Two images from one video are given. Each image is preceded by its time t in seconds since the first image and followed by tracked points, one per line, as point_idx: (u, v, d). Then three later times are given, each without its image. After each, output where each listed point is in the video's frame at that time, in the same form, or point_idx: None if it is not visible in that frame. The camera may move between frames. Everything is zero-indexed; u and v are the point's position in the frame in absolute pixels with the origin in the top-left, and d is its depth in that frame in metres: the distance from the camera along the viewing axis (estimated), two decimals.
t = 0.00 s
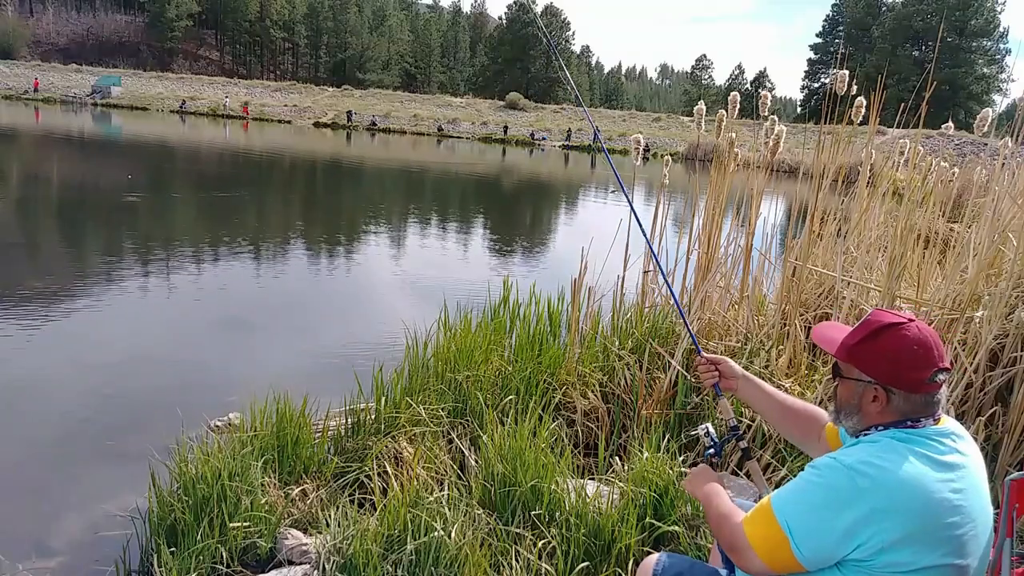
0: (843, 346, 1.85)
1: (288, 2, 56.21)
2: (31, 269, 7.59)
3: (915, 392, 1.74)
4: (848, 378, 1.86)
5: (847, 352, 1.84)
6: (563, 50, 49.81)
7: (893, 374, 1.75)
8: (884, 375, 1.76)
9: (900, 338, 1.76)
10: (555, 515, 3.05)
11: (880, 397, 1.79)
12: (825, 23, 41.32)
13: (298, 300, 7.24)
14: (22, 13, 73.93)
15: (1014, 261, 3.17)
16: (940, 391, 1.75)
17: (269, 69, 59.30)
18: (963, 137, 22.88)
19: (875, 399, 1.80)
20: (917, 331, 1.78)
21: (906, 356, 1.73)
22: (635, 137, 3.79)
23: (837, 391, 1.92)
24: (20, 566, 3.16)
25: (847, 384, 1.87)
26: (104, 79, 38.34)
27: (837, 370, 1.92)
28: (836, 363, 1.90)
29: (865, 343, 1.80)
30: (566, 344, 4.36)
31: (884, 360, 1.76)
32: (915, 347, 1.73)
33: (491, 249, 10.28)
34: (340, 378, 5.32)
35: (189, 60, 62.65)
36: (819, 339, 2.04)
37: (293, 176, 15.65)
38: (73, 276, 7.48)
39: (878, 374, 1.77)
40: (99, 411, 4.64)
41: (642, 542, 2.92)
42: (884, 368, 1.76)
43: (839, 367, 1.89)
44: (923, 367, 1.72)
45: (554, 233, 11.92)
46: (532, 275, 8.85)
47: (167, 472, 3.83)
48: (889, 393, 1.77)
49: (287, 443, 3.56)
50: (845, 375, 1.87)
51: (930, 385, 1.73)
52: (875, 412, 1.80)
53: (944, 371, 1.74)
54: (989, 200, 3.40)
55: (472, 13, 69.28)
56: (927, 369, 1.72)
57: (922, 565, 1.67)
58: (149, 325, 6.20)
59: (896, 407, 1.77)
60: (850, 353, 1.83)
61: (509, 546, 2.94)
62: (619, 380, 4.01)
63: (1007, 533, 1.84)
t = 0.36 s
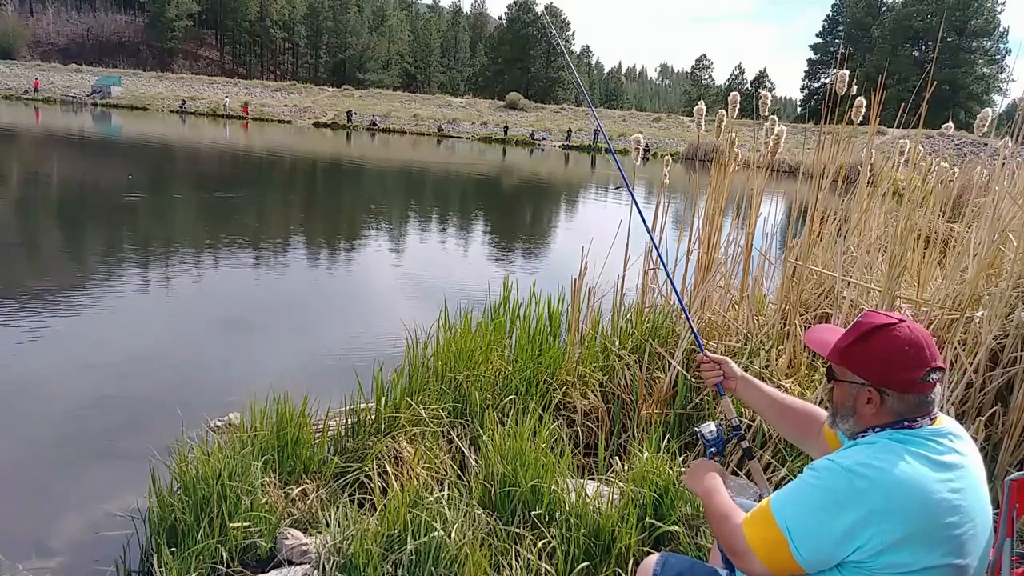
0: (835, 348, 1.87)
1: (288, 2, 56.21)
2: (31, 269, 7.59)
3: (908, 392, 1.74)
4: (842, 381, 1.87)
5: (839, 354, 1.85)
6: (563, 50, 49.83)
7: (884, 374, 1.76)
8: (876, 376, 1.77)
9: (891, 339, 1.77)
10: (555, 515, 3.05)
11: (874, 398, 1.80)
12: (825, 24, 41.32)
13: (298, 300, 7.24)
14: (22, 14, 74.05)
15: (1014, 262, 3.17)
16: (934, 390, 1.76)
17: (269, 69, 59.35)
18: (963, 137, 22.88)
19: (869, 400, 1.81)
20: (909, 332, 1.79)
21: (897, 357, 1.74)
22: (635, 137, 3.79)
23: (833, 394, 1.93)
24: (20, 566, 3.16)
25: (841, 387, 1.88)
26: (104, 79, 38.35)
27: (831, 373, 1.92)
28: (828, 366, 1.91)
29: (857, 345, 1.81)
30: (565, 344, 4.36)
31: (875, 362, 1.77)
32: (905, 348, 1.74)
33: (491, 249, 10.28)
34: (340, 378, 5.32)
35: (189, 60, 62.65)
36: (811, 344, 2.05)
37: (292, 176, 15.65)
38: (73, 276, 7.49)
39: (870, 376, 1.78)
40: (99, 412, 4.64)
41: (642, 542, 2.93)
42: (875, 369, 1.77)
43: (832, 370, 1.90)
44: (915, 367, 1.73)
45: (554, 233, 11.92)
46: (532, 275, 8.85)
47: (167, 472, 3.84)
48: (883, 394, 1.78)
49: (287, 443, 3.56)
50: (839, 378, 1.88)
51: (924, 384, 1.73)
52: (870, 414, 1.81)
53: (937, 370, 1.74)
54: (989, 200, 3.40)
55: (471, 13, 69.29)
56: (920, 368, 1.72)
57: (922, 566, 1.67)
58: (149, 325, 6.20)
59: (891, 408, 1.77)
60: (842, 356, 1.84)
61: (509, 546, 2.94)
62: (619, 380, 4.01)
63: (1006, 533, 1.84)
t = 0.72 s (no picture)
0: (822, 354, 1.86)
1: (288, 2, 56.18)
2: (31, 269, 7.59)
3: (897, 392, 1.74)
4: (833, 386, 1.86)
5: (826, 359, 1.85)
6: (563, 50, 49.81)
7: (871, 377, 1.76)
8: (864, 378, 1.77)
9: (876, 341, 1.77)
10: (555, 515, 3.05)
11: (865, 401, 1.79)
12: (825, 23, 41.27)
13: (298, 300, 7.25)
14: (22, 14, 74.04)
15: (1014, 261, 3.18)
16: (923, 387, 1.76)
17: (269, 69, 59.32)
18: (963, 137, 22.84)
19: (860, 403, 1.80)
20: (894, 331, 1.79)
21: (884, 358, 1.74)
22: (635, 137, 3.79)
23: (824, 399, 1.93)
24: (20, 566, 3.16)
25: (832, 392, 1.87)
26: (104, 79, 38.34)
27: (821, 378, 1.92)
28: (818, 372, 1.91)
29: (844, 349, 1.81)
30: (566, 344, 4.36)
31: (862, 365, 1.76)
32: (891, 348, 1.74)
33: (491, 249, 10.28)
34: (340, 378, 5.32)
35: (189, 60, 62.63)
36: (799, 350, 2.05)
37: (293, 176, 15.65)
38: (73, 277, 7.48)
39: (858, 379, 1.78)
40: (99, 412, 4.63)
41: (642, 542, 2.93)
42: (863, 372, 1.77)
43: (822, 375, 1.89)
44: (901, 367, 1.73)
45: (554, 233, 11.91)
46: (532, 275, 8.84)
47: (167, 472, 3.84)
48: (873, 396, 1.77)
49: (287, 443, 3.56)
50: (829, 383, 1.87)
51: (912, 383, 1.73)
52: (862, 416, 1.81)
53: (924, 367, 1.75)
54: (989, 200, 3.40)
55: (472, 13, 69.25)
56: (907, 368, 1.72)
57: (908, 563, 1.68)
58: (149, 325, 6.20)
59: (882, 409, 1.77)
60: (829, 361, 1.83)
61: (509, 546, 2.94)
62: (619, 381, 4.01)
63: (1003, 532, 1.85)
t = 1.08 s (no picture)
0: (812, 349, 1.88)
1: (288, 2, 56.21)
2: (31, 269, 7.59)
3: (884, 385, 1.75)
4: (822, 381, 1.89)
5: (815, 354, 1.87)
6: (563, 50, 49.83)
7: (858, 369, 1.78)
8: (851, 371, 1.79)
9: (863, 335, 1.79)
10: (555, 515, 3.05)
11: (854, 394, 1.81)
12: (825, 23, 41.26)
13: (298, 300, 7.24)
14: (23, 14, 74.09)
15: (1014, 261, 3.17)
16: (911, 381, 1.77)
17: (269, 69, 59.34)
18: (964, 137, 22.85)
19: (849, 397, 1.82)
20: (880, 325, 1.81)
21: (870, 351, 1.76)
22: (635, 137, 3.79)
23: (815, 394, 1.94)
24: (20, 566, 3.16)
25: (822, 386, 1.89)
26: (104, 79, 38.35)
27: (812, 373, 1.94)
28: (808, 367, 1.93)
29: (831, 343, 1.83)
30: (565, 344, 4.36)
31: (849, 358, 1.78)
32: (877, 341, 1.76)
33: (491, 249, 10.28)
34: (341, 378, 5.32)
35: (189, 60, 62.62)
36: (790, 346, 2.06)
37: (293, 176, 15.65)
38: (73, 277, 7.48)
39: (846, 372, 1.80)
40: (99, 413, 4.63)
41: (642, 542, 2.93)
42: (851, 365, 1.79)
43: (812, 371, 1.92)
44: (887, 359, 1.74)
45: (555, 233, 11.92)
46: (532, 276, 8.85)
47: (167, 472, 3.84)
48: (861, 389, 1.79)
49: (287, 443, 3.55)
50: (818, 378, 1.90)
51: (899, 376, 1.74)
52: (851, 410, 1.82)
53: (912, 360, 1.76)
54: (989, 200, 3.40)
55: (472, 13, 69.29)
56: (895, 360, 1.74)
57: (905, 556, 1.67)
58: (149, 325, 6.21)
59: (870, 403, 1.79)
60: (818, 356, 1.85)
61: (509, 546, 2.94)
62: (619, 380, 4.02)
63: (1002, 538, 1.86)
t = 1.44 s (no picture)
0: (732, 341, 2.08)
1: (288, 2, 56.17)
2: (31, 269, 7.60)
3: (791, 372, 1.95)
4: (739, 369, 2.09)
5: (735, 346, 2.07)
6: (563, 50, 49.82)
7: (768, 358, 1.97)
8: (764, 361, 1.98)
9: (775, 329, 1.98)
10: (555, 515, 3.05)
11: (765, 381, 2.01)
12: (825, 23, 41.24)
13: (298, 300, 7.24)
14: (23, 14, 74.20)
15: (1014, 262, 3.18)
16: (817, 370, 1.96)
17: (269, 69, 59.34)
18: (964, 137, 22.83)
19: (761, 383, 2.02)
20: (792, 320, 1.99)
21: (781, 343, 1.95)
22: (636, 137, 3.78)
23: (735, 382, 2.15)
24: (20, 566, 3.16)
25: (739, 374, 2.10)
26: (104, 79, 38.32)
27: (732, 363, 2.15)
28: (729, 358, 2.13)
29: (748, 335, 2.02)
30: (566, 344, 4.36)
31: (763, 349, 1.98)
32: (788, 335, 1.95)
33: (491, 249, 10.28)
34: (341, 378, 5.32)
35: (189, 60, 62.59)
36: (716, 337, 2.26)
37: (292, 176, 15.65)
38: (73, 277, 7.48)
39: (760, 361, 1.99)
40: (99, 412, 4.63)
41: (643, 542, 2.93)
42: (764, 355, 1.98)
43: (732, 360, 2.12)
44: (795, 351, 1.94)
45: (555, 233, 11.92)
46: (532, 275, 8.86)
47: (167, 472, 3.84)
48: (772, 376, 1.99)
49: (287, 443, 3.55)
50: (737, 366, 2.10)
51: (805, 365, 1.94)
52: (763, 395, 2.02)
53: (818, 353, 1.95)
54: (989, 200, 3.40)
55: (472, 13, 69.28)
56: (799, 350, 1.94)
57: (841, 508, 1.77)
58: (150, 324, 6.21)
59: (779, 389, 1.98)
60: (737, 347, 2.05)
61: (509, 546, 2.95)
62: (619, 381, 4.10)
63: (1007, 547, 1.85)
